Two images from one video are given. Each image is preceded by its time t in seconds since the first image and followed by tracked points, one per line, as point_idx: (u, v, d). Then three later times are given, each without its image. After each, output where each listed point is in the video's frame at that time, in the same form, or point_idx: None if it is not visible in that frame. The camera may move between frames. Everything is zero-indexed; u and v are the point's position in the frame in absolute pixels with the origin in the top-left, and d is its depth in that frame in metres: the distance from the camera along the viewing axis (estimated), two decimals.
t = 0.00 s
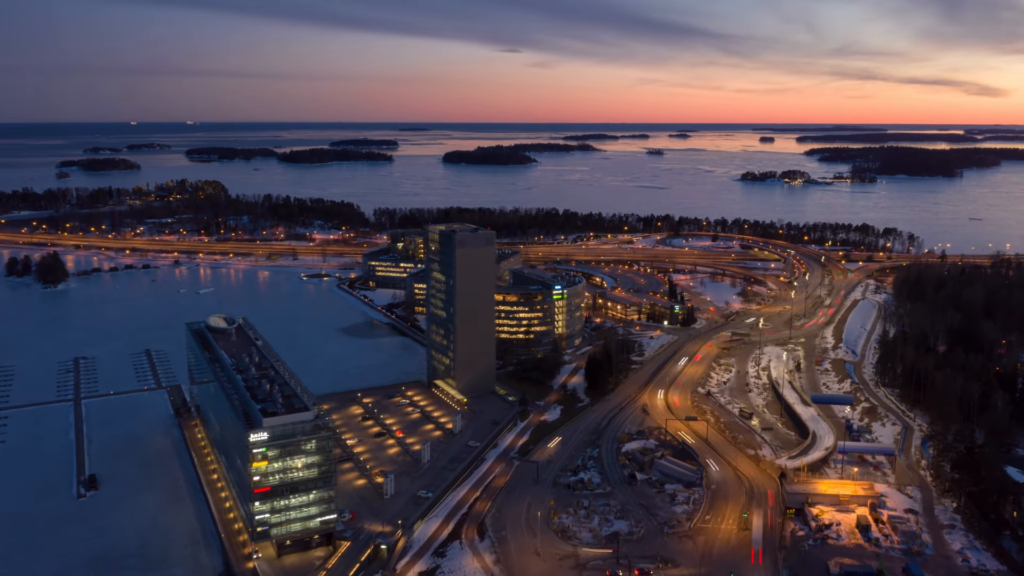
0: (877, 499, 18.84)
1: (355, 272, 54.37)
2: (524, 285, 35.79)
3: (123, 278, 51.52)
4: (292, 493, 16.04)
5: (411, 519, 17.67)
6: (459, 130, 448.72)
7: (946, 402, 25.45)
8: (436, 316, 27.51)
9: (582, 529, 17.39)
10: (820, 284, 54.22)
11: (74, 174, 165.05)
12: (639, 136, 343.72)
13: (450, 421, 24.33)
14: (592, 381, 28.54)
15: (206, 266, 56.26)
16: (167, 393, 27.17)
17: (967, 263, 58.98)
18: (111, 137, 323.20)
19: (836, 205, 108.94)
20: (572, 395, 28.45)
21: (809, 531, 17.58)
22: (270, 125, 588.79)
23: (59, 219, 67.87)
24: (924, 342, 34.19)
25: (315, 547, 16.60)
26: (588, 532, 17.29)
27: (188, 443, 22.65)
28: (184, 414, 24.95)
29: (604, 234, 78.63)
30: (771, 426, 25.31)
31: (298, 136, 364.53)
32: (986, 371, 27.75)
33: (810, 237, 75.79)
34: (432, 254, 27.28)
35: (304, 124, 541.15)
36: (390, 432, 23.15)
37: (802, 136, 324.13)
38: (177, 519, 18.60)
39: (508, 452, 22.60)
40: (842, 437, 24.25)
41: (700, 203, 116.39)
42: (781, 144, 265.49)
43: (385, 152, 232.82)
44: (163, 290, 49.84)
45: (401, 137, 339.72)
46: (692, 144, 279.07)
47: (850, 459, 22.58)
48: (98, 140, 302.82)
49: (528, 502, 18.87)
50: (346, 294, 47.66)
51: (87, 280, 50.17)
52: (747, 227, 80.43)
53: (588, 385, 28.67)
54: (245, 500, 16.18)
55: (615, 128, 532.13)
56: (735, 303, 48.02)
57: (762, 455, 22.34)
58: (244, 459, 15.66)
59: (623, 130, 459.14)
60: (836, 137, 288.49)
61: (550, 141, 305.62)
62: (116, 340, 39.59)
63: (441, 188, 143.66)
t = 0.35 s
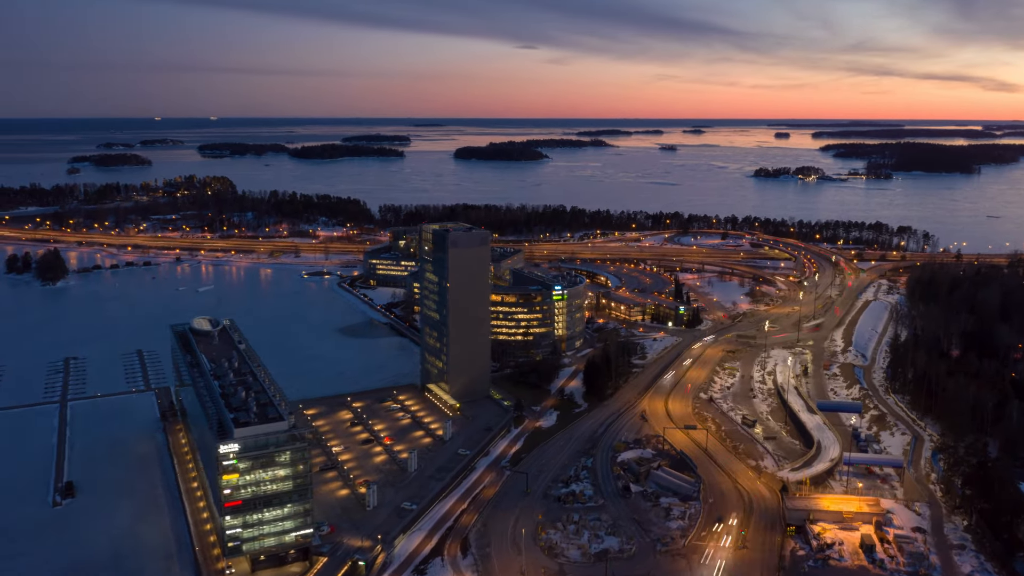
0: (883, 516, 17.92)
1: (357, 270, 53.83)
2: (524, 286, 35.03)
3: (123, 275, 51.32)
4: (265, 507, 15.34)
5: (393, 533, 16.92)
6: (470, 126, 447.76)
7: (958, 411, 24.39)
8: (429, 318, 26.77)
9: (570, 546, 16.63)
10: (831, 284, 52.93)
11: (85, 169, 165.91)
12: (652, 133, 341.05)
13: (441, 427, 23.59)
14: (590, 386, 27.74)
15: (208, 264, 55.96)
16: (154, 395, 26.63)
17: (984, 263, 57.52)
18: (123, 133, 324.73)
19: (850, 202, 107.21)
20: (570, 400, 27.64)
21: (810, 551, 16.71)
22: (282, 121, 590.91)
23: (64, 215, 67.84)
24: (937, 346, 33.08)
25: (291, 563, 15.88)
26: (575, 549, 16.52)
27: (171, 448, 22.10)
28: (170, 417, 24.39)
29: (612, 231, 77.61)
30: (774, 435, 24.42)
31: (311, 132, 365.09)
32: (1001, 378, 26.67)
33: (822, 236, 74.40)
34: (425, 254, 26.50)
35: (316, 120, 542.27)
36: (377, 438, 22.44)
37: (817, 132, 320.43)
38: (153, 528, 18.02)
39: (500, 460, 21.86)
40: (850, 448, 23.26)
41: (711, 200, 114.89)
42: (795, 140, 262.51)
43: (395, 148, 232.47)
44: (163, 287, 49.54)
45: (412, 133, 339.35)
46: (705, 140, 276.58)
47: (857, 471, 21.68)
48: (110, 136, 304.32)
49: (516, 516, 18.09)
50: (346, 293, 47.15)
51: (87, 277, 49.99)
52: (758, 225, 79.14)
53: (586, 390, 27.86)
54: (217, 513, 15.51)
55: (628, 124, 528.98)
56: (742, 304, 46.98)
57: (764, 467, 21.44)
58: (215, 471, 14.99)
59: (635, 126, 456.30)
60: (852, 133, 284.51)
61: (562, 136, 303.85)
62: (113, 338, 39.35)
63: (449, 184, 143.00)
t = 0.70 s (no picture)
0: (888, 534, 17.13)
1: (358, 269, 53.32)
2: (523, 286, 34.36)
3: (124, 272, 51.05)
4: (239, 519, 14.74)
5: (375, 546, 16.28)
6: (481, 122, 446.77)
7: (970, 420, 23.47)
8: (422, 319, 26.14)
9: (557, 563, 15.96)
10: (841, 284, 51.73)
11: (96, 165, 166.60)
12: (664, 129, 338.57)
13: (431, 433, 22.91)
14: (587, 391, 27.03)
15: (209, 261, 55.64)
16: (143, 398, 26.14)
17: (1000, 262, 56.09)
18: (136, 129, 326.68)
19: (863, 200, 105.52)
20: (567, 405, 26.94)
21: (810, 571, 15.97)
22: (294, 117, 592.44)
23: (68, 212, 67.77)
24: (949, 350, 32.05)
25: None
26: (564, 566, 15.86)
27: (156, 453, 21.60)
28: (156, 421, 23.88)
29: (619, 229, 76.61)
30: (777, 443, 23.62)
31: (322, 128, 365.50)
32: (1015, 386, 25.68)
33: (834, 234, 73.05)
34: (418, 254, 25.86)
35: (328, 116, 543.37)
36: (366, 444, 21.82)
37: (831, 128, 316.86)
38: (132, 538, 17.50)
39: (491, 468, 21.18)
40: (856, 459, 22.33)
41: (721, 197, 113.47)
42: (809, 136, 259.55)
43: (405, 144, 232.04)
44: (163, 284, 49.28)
45: (423, 129, 338.92)
46: (717, 136, 274.13)
47: (863, 483, 20.84)
48: (123, 132, 306.06)
49: (504, 529, 17.44)
50: (347, 292, 46.65)
51: (88, 274, 49.78)
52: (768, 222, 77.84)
53: (584, 394, 27.16)
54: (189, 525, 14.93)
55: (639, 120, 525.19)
56: (749, 304, 46.00)
57: (764, 478, 20.64)
58: (186, 482, 14.42)
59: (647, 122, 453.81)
60: (868, 129, 280.64)
61: (573, 132, 301.99)
62: (110, 336, 39.05)
63: (458, 180, 142.35)
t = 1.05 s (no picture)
0: (892, 555, 16.24)
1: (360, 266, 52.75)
2: (522, 287, 33.59)
3: (125, 269, 50.80)
4: (204, 535, 14.11)
5: (352, 562, 15.60)
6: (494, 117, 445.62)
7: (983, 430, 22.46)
8: (415, 321, 25.41)
9: None
10: (854, 284, 50.41)
11: (110, 161, 167.62)
12: (680, 124, 335.57)
13: (420, 439, 22.17)
14: (584, 396, 26.21)
15: (212, 258, 55.34)
16: (130, 401, 25.61)
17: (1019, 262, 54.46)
18: (151, 124, 328.76)
19: (879, 197, 103.49)
20: (564, 411, 26.12)
21: None
22: (309, 112, 594.24)
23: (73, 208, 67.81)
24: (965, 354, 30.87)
25: None
26: None
27: (137, 458, 21.04)
28: (141, 425, 23.34)
29: (628, 226, 75.48)
30: (781, 453, 22.71)
31: (336, 124, 365.92)
32: None
33: (847, 232, 71.48)
34: (410, 255, 25.12)
35: (341, 111, 544.71)
36: (351, 451, 21.12)
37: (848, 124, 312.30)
38: (104, 550, 16.90)
39: (480, 478, 20.45)
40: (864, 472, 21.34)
41: (733, 194, 111.83)
42: (826, 132, 256.02)
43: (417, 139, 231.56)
44: (165, 281, 49.02)
45: (435, 125, 338.18)
46: (731, 132, 271.05)
47: (869, 497, 19.91)
48: (139, 127, 308.18)
49: (487, 545, 16.73)
50: (347, 290, 46.12)
51: (88, 271, 49.58)
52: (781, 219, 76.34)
53: (582, 400, 26.34)
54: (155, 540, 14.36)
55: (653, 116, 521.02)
56: (757, 305, 44.88)
57: (764, 492, 19.75)
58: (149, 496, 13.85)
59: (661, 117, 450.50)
60: (887, 125, 276.29)
61: (587, 128, 299.95)
62: (107, 333, 38.76)
63: (468, 176, 141.59)
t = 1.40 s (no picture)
0: None
1: (363, 264, 52.29)
2: (522, 287, 32.93)
3: (127, 266, 50.61)
4: (172, 550, 13.56)
5: None
6: (506, 113, 444.30)
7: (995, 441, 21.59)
8: (407, 323, 24.78)
9: None
10: (866, 284, 49.23)
11: (123, 156, 168.48)
12: (693, 120, 332.68)
13: (410, 445, 21.55)
14: (581, 401, 25.50)
15: (214, 255, 55.13)
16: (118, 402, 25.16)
17: None
18: (166, 120, 330.68)
19: (894, 194, 101.66)
20: (560, 415, 25.44)
21: None
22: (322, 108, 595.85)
23: (79, 204, 67.93)
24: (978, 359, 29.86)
25: None
26: None
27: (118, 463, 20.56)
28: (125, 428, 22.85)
29: (636, 224, 74.52)
30: (783, 463, 21.90)
31: (349, 119, 366.27)
32: None
33: (860, 231, 70.05)
34: (403, 255, 24.49)
35: (355, 106, 545.49)
36: (338, 458, 20.55)
37: (864, 120, 308.14)
38: (75, 560, 16.38)
39: (470, 487, 19.82)
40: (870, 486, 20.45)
41: (745, 191, 110.40)
42: (841, 128, 252.71)
43: (429, 135, 230.93)
44: (166, 279, 48.81)
45: (448, 120, 337.56)
46: (746, 127, 268.29)
47: (874, 511, 19.11)
48: (154, 122, 310.06)
49: (471, 560, 16.13)
50: (348, 289, 45.64)
51: (89, 268, 49.44)
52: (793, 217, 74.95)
53: (579, 405, 25.64)
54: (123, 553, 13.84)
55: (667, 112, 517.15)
56: (765, 305, 43.91)
57: (764, 505, 18.97)
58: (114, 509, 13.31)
59: (674, 112, 447.36)
60: (904, 121, 272.33)
61: (599, 124, 298.21)
62: (105, 331, 38.58)
63: (477, 172, 140.96)
